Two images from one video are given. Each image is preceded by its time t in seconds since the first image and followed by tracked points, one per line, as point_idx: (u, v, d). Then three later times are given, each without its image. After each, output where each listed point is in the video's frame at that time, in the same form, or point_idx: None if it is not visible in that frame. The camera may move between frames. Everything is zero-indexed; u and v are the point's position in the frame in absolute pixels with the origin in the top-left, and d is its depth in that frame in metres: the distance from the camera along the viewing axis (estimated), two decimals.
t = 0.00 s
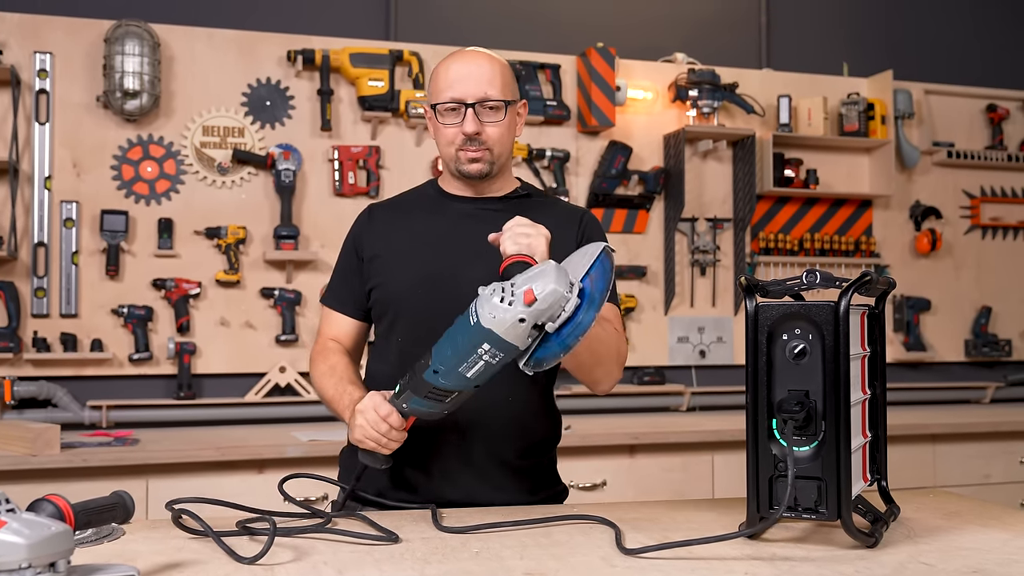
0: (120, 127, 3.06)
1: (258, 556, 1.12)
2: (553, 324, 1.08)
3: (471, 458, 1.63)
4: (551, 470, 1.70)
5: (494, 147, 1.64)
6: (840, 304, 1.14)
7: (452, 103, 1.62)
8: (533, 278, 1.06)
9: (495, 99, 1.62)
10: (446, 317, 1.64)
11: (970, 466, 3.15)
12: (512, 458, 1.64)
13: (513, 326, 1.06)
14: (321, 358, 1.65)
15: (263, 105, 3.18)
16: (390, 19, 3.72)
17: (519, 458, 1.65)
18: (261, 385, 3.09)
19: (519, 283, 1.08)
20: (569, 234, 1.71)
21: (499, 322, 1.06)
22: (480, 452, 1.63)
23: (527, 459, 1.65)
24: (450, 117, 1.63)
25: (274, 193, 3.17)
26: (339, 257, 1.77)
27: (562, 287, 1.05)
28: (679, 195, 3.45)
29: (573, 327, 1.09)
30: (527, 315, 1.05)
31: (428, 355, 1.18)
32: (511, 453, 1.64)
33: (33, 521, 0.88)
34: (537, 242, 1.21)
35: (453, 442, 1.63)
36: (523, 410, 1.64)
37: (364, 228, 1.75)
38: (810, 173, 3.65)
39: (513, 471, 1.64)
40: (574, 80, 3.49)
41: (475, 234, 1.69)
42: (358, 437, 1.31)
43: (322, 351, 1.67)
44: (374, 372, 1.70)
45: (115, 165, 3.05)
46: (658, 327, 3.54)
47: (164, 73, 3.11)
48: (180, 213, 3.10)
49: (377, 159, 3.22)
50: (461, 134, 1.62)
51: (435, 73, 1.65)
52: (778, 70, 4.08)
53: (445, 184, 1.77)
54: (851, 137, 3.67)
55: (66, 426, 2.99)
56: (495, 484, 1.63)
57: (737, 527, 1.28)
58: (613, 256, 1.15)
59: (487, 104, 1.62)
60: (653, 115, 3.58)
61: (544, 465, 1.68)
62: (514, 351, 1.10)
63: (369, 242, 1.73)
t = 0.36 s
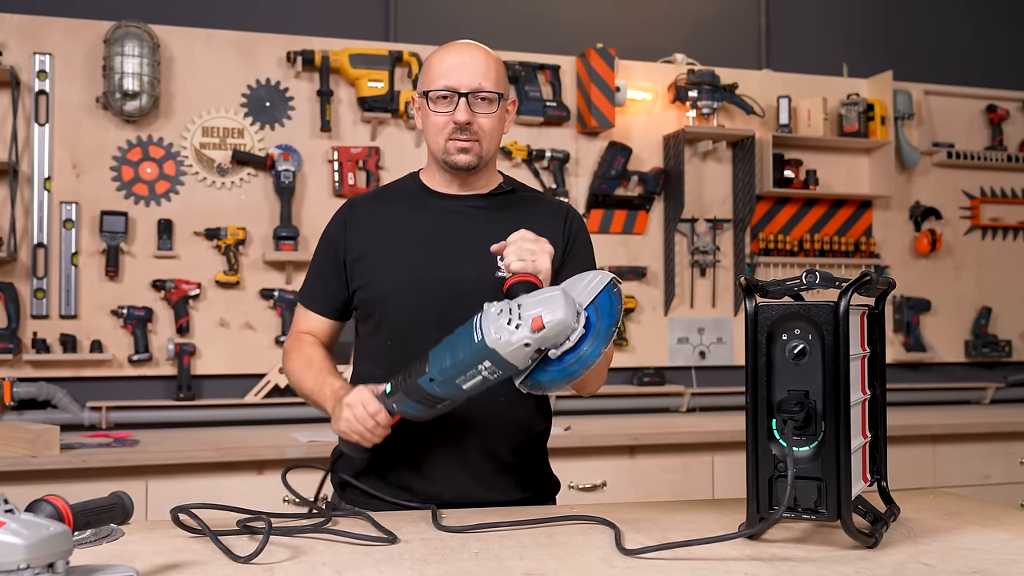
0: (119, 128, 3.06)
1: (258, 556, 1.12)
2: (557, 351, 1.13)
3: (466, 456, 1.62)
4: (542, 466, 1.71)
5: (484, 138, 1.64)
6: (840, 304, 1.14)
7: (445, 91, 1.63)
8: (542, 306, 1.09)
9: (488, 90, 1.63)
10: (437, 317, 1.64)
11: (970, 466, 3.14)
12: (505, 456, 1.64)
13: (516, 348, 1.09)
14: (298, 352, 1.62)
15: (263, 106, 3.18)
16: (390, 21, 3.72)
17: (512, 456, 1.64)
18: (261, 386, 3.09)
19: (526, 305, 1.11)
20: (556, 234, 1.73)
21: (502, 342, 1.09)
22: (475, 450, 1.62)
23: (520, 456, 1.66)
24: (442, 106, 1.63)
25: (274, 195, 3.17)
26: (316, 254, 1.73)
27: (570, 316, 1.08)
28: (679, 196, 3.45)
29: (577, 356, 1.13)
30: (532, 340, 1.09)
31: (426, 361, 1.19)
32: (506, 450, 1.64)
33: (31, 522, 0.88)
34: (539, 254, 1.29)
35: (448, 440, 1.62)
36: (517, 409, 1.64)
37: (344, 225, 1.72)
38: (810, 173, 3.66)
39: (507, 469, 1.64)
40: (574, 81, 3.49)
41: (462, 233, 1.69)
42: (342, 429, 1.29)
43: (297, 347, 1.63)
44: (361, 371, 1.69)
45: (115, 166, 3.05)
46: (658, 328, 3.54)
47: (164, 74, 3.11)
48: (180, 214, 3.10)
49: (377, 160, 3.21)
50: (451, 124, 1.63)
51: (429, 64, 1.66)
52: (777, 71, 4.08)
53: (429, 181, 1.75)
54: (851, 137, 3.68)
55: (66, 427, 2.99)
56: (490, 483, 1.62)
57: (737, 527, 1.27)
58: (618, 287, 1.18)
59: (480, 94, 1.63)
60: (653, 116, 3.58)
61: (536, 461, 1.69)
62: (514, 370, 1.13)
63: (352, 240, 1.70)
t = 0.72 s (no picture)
0: (120, 130, 3.06)
1: (256, 559, 1.12)
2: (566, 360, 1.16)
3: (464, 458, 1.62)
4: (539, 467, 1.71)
5: (487, 146, 1.63)
6: (840, 306, 1.14)
7: (448, 99, 1.60)
8: (556, 314, 1.10)
9: (492, 99, 1.61)
10: (435, 317, 1.64)
11: (971, 468, 3.14)
12: (502, 458, 1.63)
13: (524, 354, 1.11)
14: (281, 338, 1.59)
15: (263, 108, 3.18)
16: (390, 22, 3.72)
17: (509, 458, 1.64)
18: (260, 387, 3.08)
19: (539, 311, 1.12)
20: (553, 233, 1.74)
21: (510, 347, 1.10)
22: (473, 452, 1.62)
23: (517, 459, 1.65)
24: (445, 113, 1.62)
25: (274, 196, 3.17)
26: (309, 249, 1.70)
27: (582, 330, 1.10)
28: (680, 197, 3.45)
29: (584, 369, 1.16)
30: (541, 347, 1.10)
31: (426, 353, 1.19)
32: (503, 453, 1.63)
33: (31, 524, 0.88)
34: (553, 253, 1.30)
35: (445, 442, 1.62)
36: (515, 410, 1.64)
37: (340, 221, 1.71)
38: (810, 175, 3.66)
39: (505, 471, 1.64)
40: (574, 83, 3.49)
41: (460, 233, 1.69)
42: (330, 410, 1.28)
43: (280, 334, 1.60)
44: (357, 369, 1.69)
45: (115, 168, 3.05)
46: (658, 330, 3.53)
47: (164, 76, 3.11)
48: (180, 216, 3.10)
49: (377, 161, 3.21)
50: (454, 133, 1.61)
51: (432, 67, 1.63)
52: (777, 72, 4.08)
53: (425, 178, 1.75)
54: (851, 139, 3.68)
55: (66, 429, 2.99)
56: (488, 484, 1.62)
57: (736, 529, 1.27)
58: (633, 299, 1.20)
59: (485, 103, 1.61)
60: (653, 117, 3.58)
61: (534, 462, 1.69)
62: (517, 372, 1.15)
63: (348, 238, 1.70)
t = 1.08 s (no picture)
0: (120, 132, 3.06)
1: (258, 561, 1.12)
2: (577, 390, 1.20)
3: (466, 462, 1.61)
4: (543, 467, 1.71)
5: (481, 152, 1.62)
6: (840, 307, 1.14)
7: (441, 106, 1.58)
8: (565, 345, 1.11)
9: (486, 104, 1.59)
10: (433, 322, 1.64)
11: (971, 468, 3.14)
12: (504, 458, 1.63)
13: (533, 385, 1.12)
14: (291, 356, 1.62)
15: (263, 110, 3.18)
16: (390, 23, 3.73)
17: (511, 458, 1.64)
18: (261, 390, 3.08)
19: (547, 341, 1.13)
20: (549, 233, 1.74)
21: (519, 380, 1.12)
22: (475, 456, 1.62)
23: (520, 458, 1.65)
24: (438, 120, 1.60)
25: (274, 198, 3.17)
26: (307, 259, 1.72)
27: (591, 359, 1.11)
28: (680, 198, 3.45)
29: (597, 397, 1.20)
30: (550, 379, 1.11)
31: (436, 383, 1.21)
32: (505, 453, 1.63)
33: (32, 527, 0.88)
34: (560, 275, 1.30)
35: (447, 446, 1.61)
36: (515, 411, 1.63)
37: (334, 229, 1.72)
38: (810, 176, 3.67)
39: (509, 472, 1.64)
40: (574, 85, 3.49)
41: (454, 237, 1.69)
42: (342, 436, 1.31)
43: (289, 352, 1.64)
44: (358, 376, 1.70)
45: (115, 170, 3.05)
46: (658, 331, 3.53)
47: (164, 78, 3.11)
48: (180, 218, 3.10)
49: (377, 163, 3.21)
50: (447, 139, 1.61)
51: (423, 72, 1.61)
52: (777, 73, 4.08)
53: (418, 180, 1.74)
54: (852, 140, 3.68)
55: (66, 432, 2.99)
56: (492, 486, 1.63)
57: (736, 531, 1.27)
58: (641, 324, 1.22)
59: (478, 109, 1.59)
60: (653, 118, 3.58)
61: (538, 461, 1.69)
62: (526, 402, 1.16)
63: (344, 246, 1.70)
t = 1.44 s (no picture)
0: (120, 134, 3.06)
1: (258, 562, 1.12)
2: (591, 397, 1.21)
3: (469, 462, 1.62)
4: (548, 468, 1.69)
5: (481, 156, 1.63)
6: (840, 308, 1.14)
7: (442, 110, 1.58)
8: (576, 355, 1.11)
9: (487, 108, 1.59)
10: (433, 323, 1.64)
11: (971, 470, 3.14)
12: (509, 457, 1.63)
13: (547, 395, 1.12)
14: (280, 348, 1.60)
15: (263, 112, 3.18)
16: (390, 25, 3.73)
17: (516, 457, 1.64)
18: (261, 391, 3.07)
19: (558, 350, 1.12)
20: (550, 231, 1.74)
21: (534, 392, 1.12)
22: (480, 454, 1.62)
23: (525, 458, 1.65)
24: (439, 124, 1.60)
25: (274, 200, 3.17)
26: (306, 257, 1.72)
27: (603, 368, 1.11)
28: (680, 200, 3.45)
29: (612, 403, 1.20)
30: (563, 389, 1.11)
31: (450, 393, 1.21)
32: (510, 453, 1.63)
33: (33, 528, 0.88)
34: (568, 279, 1.29)
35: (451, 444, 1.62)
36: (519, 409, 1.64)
37: (332, 229, 1.72)
38: (810, 177, 3.67)
39: (513, 471, 1.64)
40: (574, 86, 3.50)
41: (454, 237, 1.69)
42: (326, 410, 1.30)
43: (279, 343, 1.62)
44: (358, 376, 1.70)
45: (115, 171, 3.05)
46: (658, 332, 3.53)
47: (164, 80, 3.11)
48: (180, 219, 3.10)
49: (377, 164, 3.21)
50: (448, 143, 1.61)
51: (424, 75, 1.60)
52: (777, 75, 4.08)
53: (418, 180, 1.74)
54: (851, 141, 3.68)
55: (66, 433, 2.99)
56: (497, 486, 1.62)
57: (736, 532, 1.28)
58: (651, 327, 1.23)
59: (479, 113, 1.59)
60: (653, 120, 3.58)
61: (542, 462, 1.68)
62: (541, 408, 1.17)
63: (343, 246, 1.70)
